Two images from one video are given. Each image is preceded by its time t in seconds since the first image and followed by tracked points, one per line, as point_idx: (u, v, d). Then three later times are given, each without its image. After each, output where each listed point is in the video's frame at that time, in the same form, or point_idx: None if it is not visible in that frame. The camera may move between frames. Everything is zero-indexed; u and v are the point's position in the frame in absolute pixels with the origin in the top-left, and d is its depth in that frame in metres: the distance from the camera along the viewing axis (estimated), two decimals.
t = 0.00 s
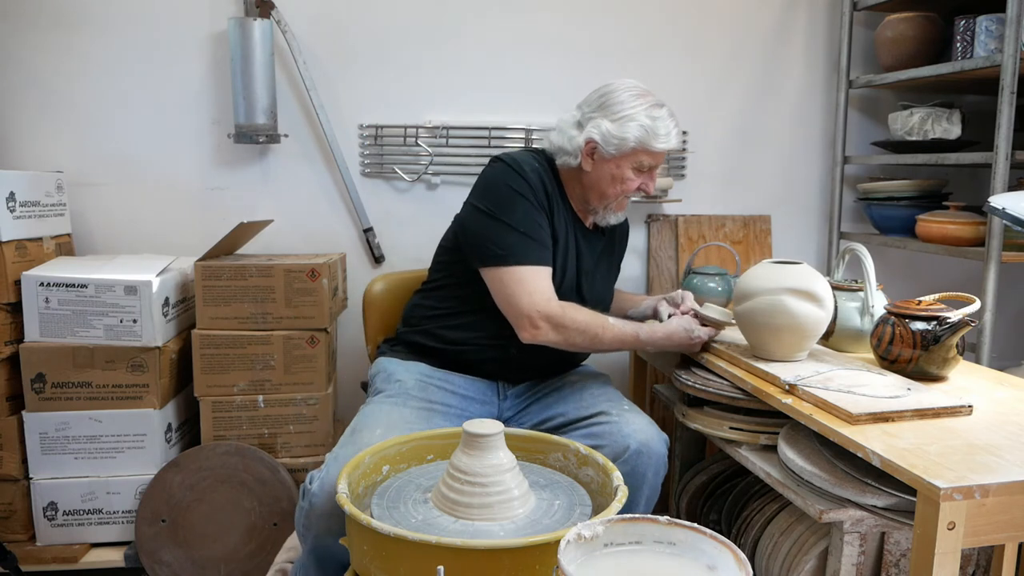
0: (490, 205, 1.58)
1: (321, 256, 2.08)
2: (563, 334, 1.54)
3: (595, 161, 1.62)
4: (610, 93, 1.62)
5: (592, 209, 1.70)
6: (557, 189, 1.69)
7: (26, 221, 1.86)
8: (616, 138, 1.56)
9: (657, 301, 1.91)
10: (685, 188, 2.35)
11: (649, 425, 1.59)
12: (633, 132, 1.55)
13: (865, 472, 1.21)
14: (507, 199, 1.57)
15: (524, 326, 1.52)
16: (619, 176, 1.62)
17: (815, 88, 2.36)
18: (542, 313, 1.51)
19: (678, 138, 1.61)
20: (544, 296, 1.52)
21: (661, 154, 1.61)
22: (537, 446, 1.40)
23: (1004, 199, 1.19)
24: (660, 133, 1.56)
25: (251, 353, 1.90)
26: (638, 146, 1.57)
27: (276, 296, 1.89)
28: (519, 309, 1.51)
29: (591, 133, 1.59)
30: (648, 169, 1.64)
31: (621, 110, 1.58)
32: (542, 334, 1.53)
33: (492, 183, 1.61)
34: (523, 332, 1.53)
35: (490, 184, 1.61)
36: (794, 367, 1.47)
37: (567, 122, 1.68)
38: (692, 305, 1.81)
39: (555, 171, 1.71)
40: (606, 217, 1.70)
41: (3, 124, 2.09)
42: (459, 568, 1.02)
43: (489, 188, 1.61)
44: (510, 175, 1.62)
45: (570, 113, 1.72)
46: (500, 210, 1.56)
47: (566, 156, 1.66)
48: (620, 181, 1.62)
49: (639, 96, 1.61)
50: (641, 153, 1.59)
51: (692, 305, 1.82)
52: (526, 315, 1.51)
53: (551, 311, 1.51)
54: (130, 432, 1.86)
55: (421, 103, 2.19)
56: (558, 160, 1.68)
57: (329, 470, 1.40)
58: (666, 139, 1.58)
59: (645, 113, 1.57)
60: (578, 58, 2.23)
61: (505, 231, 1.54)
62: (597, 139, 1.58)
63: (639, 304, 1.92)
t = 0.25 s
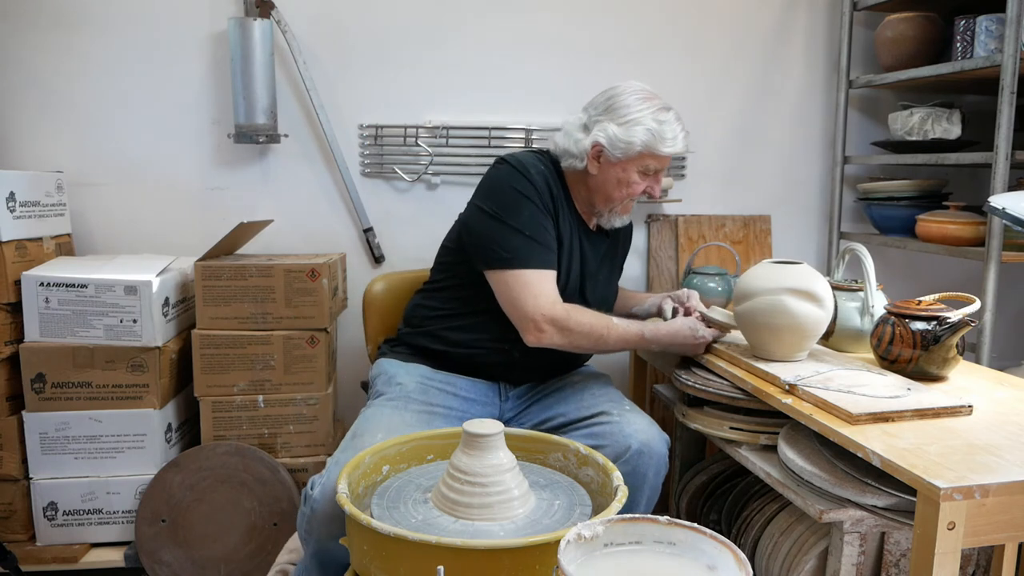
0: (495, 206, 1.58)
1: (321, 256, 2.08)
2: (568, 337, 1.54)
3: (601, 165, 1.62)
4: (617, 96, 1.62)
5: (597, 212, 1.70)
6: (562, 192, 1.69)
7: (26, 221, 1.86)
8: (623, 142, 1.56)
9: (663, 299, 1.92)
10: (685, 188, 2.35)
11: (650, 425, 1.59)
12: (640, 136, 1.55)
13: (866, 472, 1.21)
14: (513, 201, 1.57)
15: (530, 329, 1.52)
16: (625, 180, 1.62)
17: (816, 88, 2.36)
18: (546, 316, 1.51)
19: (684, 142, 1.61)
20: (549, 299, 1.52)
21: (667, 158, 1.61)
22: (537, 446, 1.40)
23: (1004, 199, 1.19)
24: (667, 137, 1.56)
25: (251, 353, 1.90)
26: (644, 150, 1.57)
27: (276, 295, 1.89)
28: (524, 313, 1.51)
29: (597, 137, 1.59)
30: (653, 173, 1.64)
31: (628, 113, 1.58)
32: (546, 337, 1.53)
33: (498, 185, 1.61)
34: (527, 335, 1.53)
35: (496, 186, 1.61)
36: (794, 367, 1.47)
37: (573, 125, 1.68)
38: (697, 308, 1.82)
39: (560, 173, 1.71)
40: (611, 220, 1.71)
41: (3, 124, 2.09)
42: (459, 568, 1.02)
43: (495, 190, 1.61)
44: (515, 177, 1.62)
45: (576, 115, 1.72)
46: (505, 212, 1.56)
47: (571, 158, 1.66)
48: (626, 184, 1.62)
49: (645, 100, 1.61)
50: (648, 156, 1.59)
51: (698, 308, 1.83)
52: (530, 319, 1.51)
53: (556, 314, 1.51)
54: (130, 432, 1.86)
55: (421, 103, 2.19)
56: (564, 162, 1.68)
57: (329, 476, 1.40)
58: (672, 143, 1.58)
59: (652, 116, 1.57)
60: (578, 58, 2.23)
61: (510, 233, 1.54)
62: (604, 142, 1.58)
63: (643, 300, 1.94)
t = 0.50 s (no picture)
0: (501, 209, 1.58)
1: (321, 256, 2.08)
2: (573, 339, 1.54)
3: (607, 169, 1.62)
4: (625, 100, 1.61)
5: (603, 215, 1.71)
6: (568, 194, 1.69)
7: (26, 221, 1.86)
8: (630, 147, 1.56)
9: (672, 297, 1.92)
10: (685, 188, 2.35)
11: (652, 425, 1.59)
12: (647, 141, 1.55)
13: (865, 472, 1.21)
14: (519, 204, 1.57)
15: (534, 333, 1.52)
16: (631, 184, 1.62)
17: (816, 88, 2.36)
18: (552, 319, 1.51)
19: (691, 147, 1.60)
20: (554, 302, 1.52)
21: (673, 163, 1.60)
22: (537, 446, 1.40)
23: (1004, 199, 1.19)
24: (674, 142, 1.56)
25: (251, 353, 1.90)
26: (651, 155, 1.56)
27: (276, 295, 1.89)
28: (528, 315, 1.51)
29: (604, 141, 1.58)
30: (660, 177, 1.64)
31: (635, 118, 1.57)
32: (551, 340, 1.53)
33: (504, 187, 1.61)
34: (532, 338, 1.53)
35: (502, 188, 1.61)
36: (794, 367, 1.47)
37: (580, 128, 1.68)
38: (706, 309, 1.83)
39: (566, 175, 1.71)
40: (617, 223, 1.71)
41: (3, 124, 2.09)
42: (459, 568, 1.02)
43: (501, 192, 1.60)
44: (522, 180, 1.61)
45: (583, 117, 1.71)
46: (511, 215, 1.56)
47: (577, 162, 1.66)
48: (632, 188, 1.62)
49: (653, 104, 1.61)
50: (655, 162, 1.58)
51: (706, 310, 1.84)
52: (535, 322, 1.51)
53: (560, 317, 1.51)
54: (130, 432, 1.86)
55: (421, 103, 2.20)
56: (570, 165, 1.67)
57: (330, 477, 1.40)
58: (679, 148, 1.57)
59: (659, 121, 1.57)
60: (578, 58, 2.23)
61: (516, 236, 1.54)
62: (611, 147, 1.58)
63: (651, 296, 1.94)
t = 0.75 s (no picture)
0: (504, 210, 1.58)
1: (321, 256, 2.08)
2: (573, 342, 1.54)
3: (612, 173, 1.62)
4: (630, 104, 1.61)
5: (607, 218, 1.71)
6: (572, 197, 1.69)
7: (26, 221, 1.86)
8: (636, 152, 1.55)
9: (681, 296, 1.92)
10: (685, 188, 2.35)
11: (653, 427, 1.60)
12: (653, 146, 1.55)
13: (865, 472, 1.21)
14: (522, 206, 1.57)
15: (534, 336, 1.52)
16: (636, 188, 1.62)
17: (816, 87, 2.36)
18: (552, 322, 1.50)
19: (697, 152, 1.60)
20: (555, 305, 1.51)
21: (678, 168, 1.60)
22: (538, 446, 1.40)
23: (1004, 199, 1.19)
24: (680, 147, 1.56)
25: (251, 353, 1.90)
26: (657, 160, 1.56)
27: (276, 295, 1.89)
28: (529, 319, 1.51)
29: (609, 145, 1.58)
30: (665, 181, 1.64)
31: (641, 122, 1.57)
32: (551, 343, 1.53)
33: (508, 189, 1.61)
34: (532, 341, 1.53)
35: (506, 189, 1.61)
36: (794, 367, 1.47)
37: (584, 131, 1.68)
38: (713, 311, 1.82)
39: (570, 178, 1.70)
40: (621, 226, 1.71)
41: (4, 124, 2.09)
42: (459, 568, 1.02)
43: (505, 194, 1.60)
44: (526, 182, 1.61)
45: (586, 120, 1.71)
46: (515, 217, 1.56)
47: (582, 165, 1.66)
48: (637, 192, 1.62)
49: (658, 108, 1.60)
50: (660, 166, 1.58)
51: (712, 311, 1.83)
52: (535, 325, 1.51)
53: (560, 320, 1.51)
54: (130, 432, 1.86)
55: (421, 103, 2.19)
56: (574, 168, 1.67)
57: (331, 477, 1.40)
58: (685, 153, 1.57)
59: (665, 125, 1.57)
60: (578, 58, 2.23)
61: (519, 238, 1.54)
62: (616, 151, 1.57)
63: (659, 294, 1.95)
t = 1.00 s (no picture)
0: (502, 212, 1.58)
1: (321, 256, 2.08)
2: (565, 344, 1.54)
3: (613, 175, 1.62)
4: (632, 106, 1.61)
5: (607, 219, 1.71)
6: (571, 199, 1.69)
7: (26, 221, 1.86)
8: (637, 154, 1.55)
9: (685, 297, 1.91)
10: (685, 188, 2.35)
11: (653, 427, 1.60)
12: (654, 149, 1.55)
13: (865, 472, 1.21)
14: (520, 208, 1.57)
15: (525, 337, 1.52)
16: (637, 190, 1.62)
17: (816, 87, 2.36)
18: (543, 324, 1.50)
19: (698, 155, 1.60)
20: (547, 307, 1.51)
21: (679, 170, 1.60)
22: (538, 446, 1.40)
23: (1004, 199, 1.19)
24: (681, 150, 1.56)
25: (251, 353, 1.90)
26: (657, 164, 1.56)
27: (276, 295, 1.89)
28: (520, 320, 1.51)
29: (610, 148, 1.58)
30: (665, 184, 1.64)
31: (642, 125, 1.57)
32: (542, 344, 1.53)
33: (507, 190, 1.61)
34: (523, 343, 1.53)
35: (505, 190, 1.61)
36: (794, 367, 1.47)
37: (586, 132, 1.68)
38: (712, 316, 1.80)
39: (570, 180, 1.71)
40: (621, 228, 1.71)
41: (4, 124, 2.09)
42: (459, 567, 1.02)
43: (503, 195, 1.60)
44: (525, 183, 1.61)
45: (588, 121, 1.71)
46: (512, 218, 1.56)
47: (583, 167, 1.66)
48: (638, 195, 1.63)
49: (660, 110, 1.60)
50: (661, 169, 1.58)
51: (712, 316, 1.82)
52: (527, 327, 1.51)
53: (552, 322, 1.51)
54: (131, 432, 1.86)
55: (421, 103, 2.19)
56: (575, 170, 1.67)
57: (330, 476, 1.40)
58: (686, 156, 1.57)
59: (666, 128, 1.57)
60: (578, 58, 2.23)
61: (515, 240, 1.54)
62: (617, 154, 1.57)
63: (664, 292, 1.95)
